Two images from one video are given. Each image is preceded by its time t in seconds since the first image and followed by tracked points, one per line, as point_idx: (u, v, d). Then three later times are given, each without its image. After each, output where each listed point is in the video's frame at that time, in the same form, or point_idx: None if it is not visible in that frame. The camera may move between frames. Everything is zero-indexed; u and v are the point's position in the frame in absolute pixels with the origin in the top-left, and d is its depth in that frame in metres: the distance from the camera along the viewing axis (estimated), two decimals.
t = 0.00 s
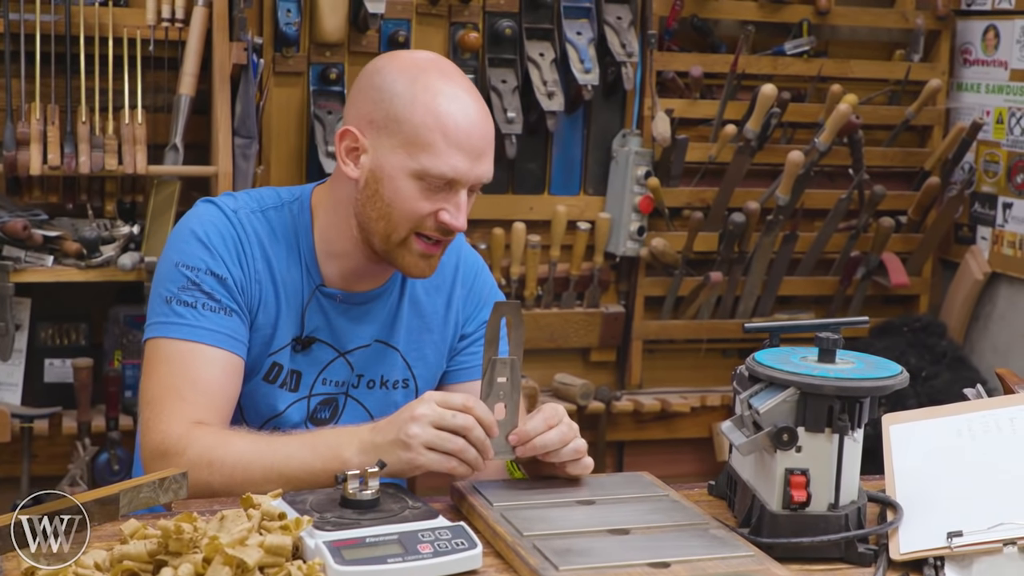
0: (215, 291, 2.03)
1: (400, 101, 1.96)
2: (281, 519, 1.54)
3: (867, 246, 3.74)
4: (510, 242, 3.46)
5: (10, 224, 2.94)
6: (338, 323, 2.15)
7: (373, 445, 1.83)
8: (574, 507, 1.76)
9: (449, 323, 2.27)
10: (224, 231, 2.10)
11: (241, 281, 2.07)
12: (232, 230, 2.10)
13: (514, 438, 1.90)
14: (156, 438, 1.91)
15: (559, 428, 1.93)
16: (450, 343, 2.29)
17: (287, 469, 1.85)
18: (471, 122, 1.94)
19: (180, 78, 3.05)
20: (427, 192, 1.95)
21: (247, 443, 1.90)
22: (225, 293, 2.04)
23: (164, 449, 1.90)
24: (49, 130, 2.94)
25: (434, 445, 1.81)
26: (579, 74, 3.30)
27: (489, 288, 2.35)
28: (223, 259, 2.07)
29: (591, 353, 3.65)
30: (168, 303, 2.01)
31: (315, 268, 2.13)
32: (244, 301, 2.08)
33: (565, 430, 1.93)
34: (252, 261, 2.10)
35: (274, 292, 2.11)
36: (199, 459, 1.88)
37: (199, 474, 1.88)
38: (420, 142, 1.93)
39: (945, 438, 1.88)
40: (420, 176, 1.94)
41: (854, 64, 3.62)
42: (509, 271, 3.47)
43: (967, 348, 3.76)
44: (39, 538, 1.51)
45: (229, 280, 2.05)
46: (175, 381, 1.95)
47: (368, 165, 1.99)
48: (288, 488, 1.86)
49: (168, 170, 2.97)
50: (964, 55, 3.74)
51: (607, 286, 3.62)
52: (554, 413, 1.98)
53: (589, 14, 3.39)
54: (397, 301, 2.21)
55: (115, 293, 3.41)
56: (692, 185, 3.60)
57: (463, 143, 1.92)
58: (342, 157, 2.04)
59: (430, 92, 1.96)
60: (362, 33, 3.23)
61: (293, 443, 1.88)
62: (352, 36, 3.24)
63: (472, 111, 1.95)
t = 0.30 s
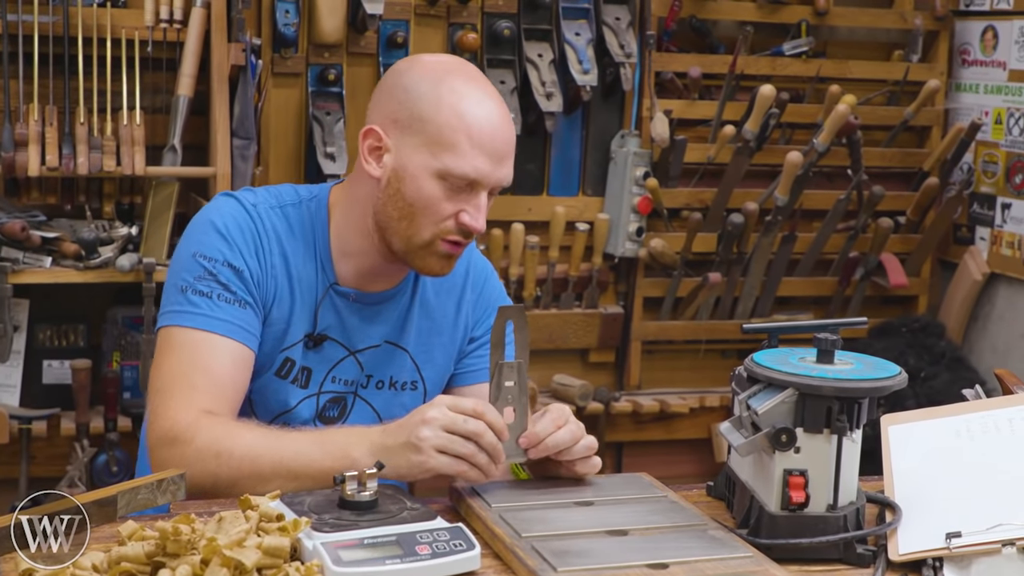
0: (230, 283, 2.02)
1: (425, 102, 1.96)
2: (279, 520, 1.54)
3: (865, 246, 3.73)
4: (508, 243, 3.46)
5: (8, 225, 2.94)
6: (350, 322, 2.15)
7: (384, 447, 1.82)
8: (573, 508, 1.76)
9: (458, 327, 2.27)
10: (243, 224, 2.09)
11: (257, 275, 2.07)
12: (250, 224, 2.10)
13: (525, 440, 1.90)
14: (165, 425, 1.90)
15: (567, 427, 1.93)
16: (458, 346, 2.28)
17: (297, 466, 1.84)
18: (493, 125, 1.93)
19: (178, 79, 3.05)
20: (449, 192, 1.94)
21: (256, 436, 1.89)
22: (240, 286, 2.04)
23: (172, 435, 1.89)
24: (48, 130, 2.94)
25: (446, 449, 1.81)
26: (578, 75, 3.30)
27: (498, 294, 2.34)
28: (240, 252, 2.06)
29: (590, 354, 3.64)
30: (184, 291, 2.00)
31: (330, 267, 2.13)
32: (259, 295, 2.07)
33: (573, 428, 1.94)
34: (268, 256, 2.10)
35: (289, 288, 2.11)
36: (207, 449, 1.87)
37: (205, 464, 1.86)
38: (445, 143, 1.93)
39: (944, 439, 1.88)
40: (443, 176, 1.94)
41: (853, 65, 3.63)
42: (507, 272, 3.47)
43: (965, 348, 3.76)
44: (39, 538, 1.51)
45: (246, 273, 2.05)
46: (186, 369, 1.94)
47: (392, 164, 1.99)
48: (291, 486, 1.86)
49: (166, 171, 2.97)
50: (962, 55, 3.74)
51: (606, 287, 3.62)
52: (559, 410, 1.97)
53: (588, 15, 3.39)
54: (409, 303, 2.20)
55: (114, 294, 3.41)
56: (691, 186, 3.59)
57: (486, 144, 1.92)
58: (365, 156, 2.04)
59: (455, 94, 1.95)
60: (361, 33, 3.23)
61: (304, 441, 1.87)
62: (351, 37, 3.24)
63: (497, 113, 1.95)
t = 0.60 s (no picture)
0: (253, 271, 1.99)
1: (433, 96, 1.96)
2: (278, 521, 1.54)
3: (865, 246, 3.72)
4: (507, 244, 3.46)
5: (6, 226, 2.94)
6: (358, 318, 2.14)
7: (442, 437, 1.78)
8: (572, 509, 1.76)
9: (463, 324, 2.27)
10: (259, 215, 2.07)
11: (276, 264, 2.05)
12: (266, 216, 2.08)
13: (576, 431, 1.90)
14: (200, 411, 1.81)
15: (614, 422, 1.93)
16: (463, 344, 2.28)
17: (348, 453, 1.78)
18: (501, 119, 1.93)
19: (177, 80, 3.05)
20: (456, 185, 1.95)
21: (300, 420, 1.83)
22: (262, 275, 2.01)
23: (210, 421, 1.80)
24: (46, 131, 2.94)
25: (508, 438, 1.77)
26: (576, 75, 3.30)
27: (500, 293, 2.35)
28: (259, 241, 2.03)
29: (589, 354, 3.64)
30: (208, 278, 1.95)
31: (340, 262, 2.12)
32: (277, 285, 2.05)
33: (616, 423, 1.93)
34: (284, 247, 2.08)
35: (303, 281, 2.10)
36: (248, 435, 1.79)
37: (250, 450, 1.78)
38: (452, 135, 1.93)
39: (943, 438, 1.88)
40: (450, 169, 1.94)
41: (852, 65, 3.63)
42: (506, 272, 3.47)
43: (965, 348, 3.75)
44: (39, 538, 1.51)
45: (266, 262, 2.02)
46: (219, 354, 1.86)
47: (399, 157, 1.99)
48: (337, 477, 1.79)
49: (165, 172, 2.97)
50: (961, 55, 3.73)
51: (605, 287, 3.62)
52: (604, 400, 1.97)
53: (587, 15, 3.39)
54: (414, 302, 2.21)
55: (113, 295, 3.41)
56: (690, 186, 3.59)
57: (493, 138, 1.92)
58: (372, 150, 2.04)
59: (463, 88, 1.95)
60: (359, 34, 3.23)
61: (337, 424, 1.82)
62: (349, 37, 3.24)
63: (503, 108, 1.95)
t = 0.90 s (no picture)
0: (269, 264, 1.96)
1: (409, 88, 1.97)
2: (274, 521, 1.53)
3: (863, 247, 3.71)
4: (505, 243, 3.46)
5: (4, 225, 2.93)
6: (352, 312, 2.14)
7: (523, 421, 1.79)
8: (569, 508, 1.75)
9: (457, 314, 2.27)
10: (257, 211, 2.05)
11: (282, 256, 2.03)
12: (263, 211, 2.07)
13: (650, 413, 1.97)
14: (266, 403, 1.78)
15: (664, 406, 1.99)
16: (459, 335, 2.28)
17: (430, 440, 1.78)
18: (476, 111, 1.93)
19: (174, 79, 3.05)
20: (431, 178, 1.95)
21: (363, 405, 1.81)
22: (276, 267, 1.98)
23: (280, 414, 1.77)
24: (43, 130, 2.93)
25: (593, 416, 1.79)
26: (574, 75, 3.30)
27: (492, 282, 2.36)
28: (264, 236, 2.01)
29: (587, 354, 3.64)
30: (227, 273, 1.91)
31: (333, 255, 2.12)
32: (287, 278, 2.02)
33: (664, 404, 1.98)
34: (284, 240, 2.06)
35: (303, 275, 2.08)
36: (324, 423, 1.77)
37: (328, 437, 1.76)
38: (426, 128, 1.94)
39: (941, 438, 1.88)
40: (424, 161, 1.94)
41: (850, 65, 3.62)
42: (504, 272, 3.47)
43: (963, 349, 3.75)
44: (40, 538, 1.50)
45: (275, 255, 2.00)
46: (262, 346, 1.82)
47: (376, 149, 2.00)
48: (417, 464, 1.79)
49: (162, 171, 2.97)
50: (960, 55, 3.73)
51: (603, 287, 3.61)
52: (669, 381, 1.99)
53: (584, 15, 3.38)
54: (407, 294, 2.21)
55: (109, 295, 3.41)
56: (687, 186, 3.59)
57: (467, 130, 1.92)
58: (350, 141, 2.05)
59: (439, 81, 1.96)
60: (356, 33, 3.23)
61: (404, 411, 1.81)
62: (346, 36, 3.24)
63: (478, 101, 1.95)
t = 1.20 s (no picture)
0: (224, 278, 2.01)
1: (410, 82, 1.97)
2: (274, 519, 1.53)
3: (863, 245, 3.71)
4: (505, 241, 3.46)
5: (2, 224, 2.93)
6: (350, 314, 2.13)
7: (375, 418, 1.75)
8: (569, 507, 1.75)
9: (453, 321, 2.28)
10: (239, 217, 2.08)
11: (250, 267, 2.05)
12: (247, 218, 2.09)
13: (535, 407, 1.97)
14: (155, 417, 1.86)
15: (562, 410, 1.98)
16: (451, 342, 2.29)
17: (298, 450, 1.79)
18: (477, 105, 1.93)
19: (173, 78, 3.04)
20: (431, 170, 1.94)
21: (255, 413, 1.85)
22: (235, 280, 2.02)
23: (164, 427, 1.84)
24: (42, 129, 2.92)
25: (438, 412, 1.72)
26: (574, 72, 3.29)
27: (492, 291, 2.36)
28: (233, 245, 2.05)
29: (586, 352, 3.63)
30: (177, 284, 1.99)
31: (329, 258, 2.11)
32: (254, 289, 2.05)
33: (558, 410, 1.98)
34: (263, 248, 2.08)
35: (285, 281, 2.09)
36: (202, 438, 1.82)
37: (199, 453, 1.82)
38: (426, 119, 1.93)
39: (942, 436, 1.88)
40: (423, 153, 1.93)
41: (849, 62, 3.62)
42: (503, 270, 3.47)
43: (963, 346, 3.75)
44: (39, 538, 1.49)
45: (240, 267, 2.04)
46: (179, 362, 1.90)
47: (376, 144, 1.99)
48: (285, 469, 1.82)
49: (162, 169, 2.96)
50: (960, 52, 3.73)
51: (602, 285, 3.61)
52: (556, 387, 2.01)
53: (584, 12, 3.37)
54: (407, 298, 2.20)
55: (109, 294, 3.37)
56: (687, 183, 3.59)
57: (467, 122, 1.92)
58: (353, 138, 2.05)
59: (441, 76, 1.96)
60: (355, 31, 3.22)
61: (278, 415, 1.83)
62: (346, 34, 3.24)
63: (479, 96, 1.95)
